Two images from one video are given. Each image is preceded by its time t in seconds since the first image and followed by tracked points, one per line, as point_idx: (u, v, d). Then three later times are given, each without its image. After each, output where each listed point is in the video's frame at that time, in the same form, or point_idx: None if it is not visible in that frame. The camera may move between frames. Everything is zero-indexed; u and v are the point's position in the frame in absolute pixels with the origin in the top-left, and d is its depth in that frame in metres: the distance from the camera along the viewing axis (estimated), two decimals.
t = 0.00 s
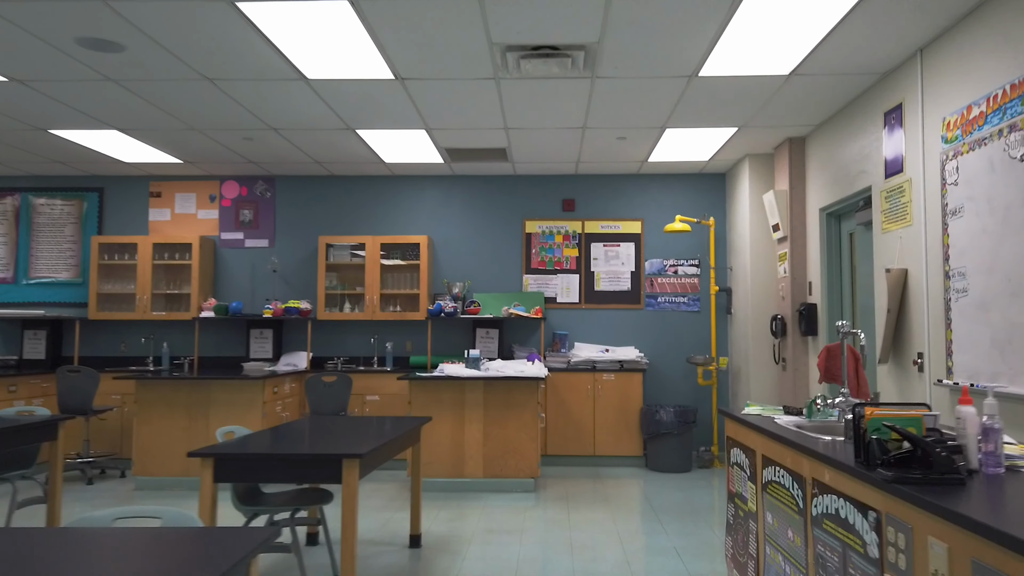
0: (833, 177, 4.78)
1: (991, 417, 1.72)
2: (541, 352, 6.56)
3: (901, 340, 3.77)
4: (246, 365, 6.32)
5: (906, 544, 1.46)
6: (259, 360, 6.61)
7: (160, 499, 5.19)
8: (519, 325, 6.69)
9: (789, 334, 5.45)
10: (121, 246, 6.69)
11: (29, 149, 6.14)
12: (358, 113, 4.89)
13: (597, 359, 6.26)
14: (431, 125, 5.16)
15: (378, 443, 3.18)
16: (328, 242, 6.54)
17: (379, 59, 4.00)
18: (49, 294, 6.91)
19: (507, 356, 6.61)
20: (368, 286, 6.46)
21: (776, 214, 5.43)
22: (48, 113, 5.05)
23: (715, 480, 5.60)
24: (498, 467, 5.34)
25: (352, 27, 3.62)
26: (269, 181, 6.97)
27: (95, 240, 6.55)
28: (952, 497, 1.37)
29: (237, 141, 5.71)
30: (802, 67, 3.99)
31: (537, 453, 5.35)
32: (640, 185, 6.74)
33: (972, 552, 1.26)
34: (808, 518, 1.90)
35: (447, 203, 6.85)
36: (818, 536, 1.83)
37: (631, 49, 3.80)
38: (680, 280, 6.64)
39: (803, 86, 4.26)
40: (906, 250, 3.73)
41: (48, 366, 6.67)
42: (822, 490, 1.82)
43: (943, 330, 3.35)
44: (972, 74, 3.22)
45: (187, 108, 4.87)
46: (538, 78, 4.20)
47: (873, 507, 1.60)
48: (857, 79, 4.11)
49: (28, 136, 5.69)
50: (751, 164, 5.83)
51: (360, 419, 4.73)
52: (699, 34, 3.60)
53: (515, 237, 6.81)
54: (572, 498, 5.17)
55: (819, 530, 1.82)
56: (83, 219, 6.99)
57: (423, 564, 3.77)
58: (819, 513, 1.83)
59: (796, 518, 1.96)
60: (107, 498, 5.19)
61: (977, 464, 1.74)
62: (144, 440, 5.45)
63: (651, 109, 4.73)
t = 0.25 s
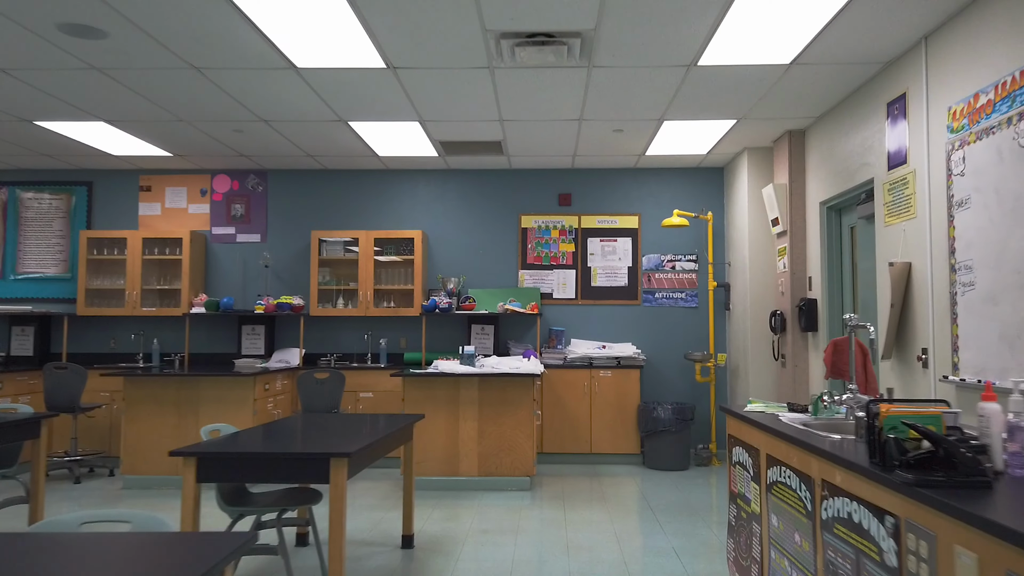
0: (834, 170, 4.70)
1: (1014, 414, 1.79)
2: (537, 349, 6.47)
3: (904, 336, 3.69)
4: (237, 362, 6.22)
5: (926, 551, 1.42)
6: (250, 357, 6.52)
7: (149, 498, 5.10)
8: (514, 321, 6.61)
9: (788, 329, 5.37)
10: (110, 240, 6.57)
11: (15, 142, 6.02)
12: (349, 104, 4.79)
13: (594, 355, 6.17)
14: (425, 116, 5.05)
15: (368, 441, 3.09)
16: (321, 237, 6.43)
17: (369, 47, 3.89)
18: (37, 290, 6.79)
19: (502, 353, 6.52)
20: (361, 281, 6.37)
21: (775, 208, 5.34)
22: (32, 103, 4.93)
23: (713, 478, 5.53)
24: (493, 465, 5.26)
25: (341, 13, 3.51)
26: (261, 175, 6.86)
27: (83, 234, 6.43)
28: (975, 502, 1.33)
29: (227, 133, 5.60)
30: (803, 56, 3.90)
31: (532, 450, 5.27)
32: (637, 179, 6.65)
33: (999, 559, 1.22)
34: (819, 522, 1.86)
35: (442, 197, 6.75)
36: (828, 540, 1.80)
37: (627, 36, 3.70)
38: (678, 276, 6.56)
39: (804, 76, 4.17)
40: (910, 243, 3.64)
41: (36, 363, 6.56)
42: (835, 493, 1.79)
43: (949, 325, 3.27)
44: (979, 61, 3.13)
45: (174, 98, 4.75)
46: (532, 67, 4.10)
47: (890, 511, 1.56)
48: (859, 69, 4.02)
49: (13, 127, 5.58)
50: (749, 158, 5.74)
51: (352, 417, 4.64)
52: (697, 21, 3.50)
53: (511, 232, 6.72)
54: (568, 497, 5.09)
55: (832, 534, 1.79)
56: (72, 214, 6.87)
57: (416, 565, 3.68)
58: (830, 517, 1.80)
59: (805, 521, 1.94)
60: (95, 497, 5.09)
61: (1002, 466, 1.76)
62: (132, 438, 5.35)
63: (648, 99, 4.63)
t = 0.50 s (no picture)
0: (836, 165, 4.61)
1: None
2: (534, 347, 6.38)
3: (909, 335, 3.61)
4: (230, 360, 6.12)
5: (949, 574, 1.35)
6: (244, 355, 6.42)
7: (139, 500, 5.00)
8: (511, 319, 6.52)
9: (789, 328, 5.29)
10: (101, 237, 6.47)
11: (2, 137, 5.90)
12: (342, 97, 4.69)
13: (592, 354, 6.08)
14: (420, 111, 4.96)
15: (359, 444, 2.99)
16: (315, 233, 6.33)
17: (362, 40, 3.80)
18: (27, 288, 6.68)
19: (499, 351, 6.43)
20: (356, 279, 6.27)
21: (776, 204, 5.25)
22: (18, 97, 4.82)
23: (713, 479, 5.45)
24: (489, 466, 5.18)
25: (332, 4, 3.41)
26: (254, 171, 6.76)
27: (73, 231, 6.33)
28: (1004, 523, 1.25)
29: (219, 128, 5.50)
30: (806, 48, 3.80)
31: (530, 450, 5.19)
32: (636, 175, 6.56)
33: None
34: (830, 537, 1.80)
35: (438, 193, 6.65)
36: (841, 558, 1.74)
37: (627, 28, 3.60)
38: (677, 273, 6.46)
39: (807, 69, 4.08)
40: (916, 239, 3.56)
41: (25, 362, 6.45)
42: (849, 509, 1.72)
43: (956, 324, 3.19)
44: (988, 52, 3.04)
45: (163, 92, 4.65)
46: (529, 59, 4.00)
47: (909, 530, 1.48)
48: (864, 61, 3.92)
49: None
50: (750, 153, 5.65)
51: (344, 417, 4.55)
52: (699, 12, 3.40)
53: (508, 229, 6.62)
54: (565, 498, 5.01)
55: (845, 552, 1.72)
56: (62, 210, 6.76)
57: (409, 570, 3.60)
58: (843, 534, 1.74)
59: (815, 535, 1.88)
60: (84, 499, 5.00)
61: None
62: (122, 439, 5.25)
63: (648, 93, 4.53)
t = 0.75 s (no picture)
0: (841, 160, 4.48)
1: None
2: (530, 346, 6.25)
3: (919, 336, 3.49)
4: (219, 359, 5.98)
5: None
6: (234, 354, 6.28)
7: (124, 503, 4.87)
8: (507, 318, 6.39)
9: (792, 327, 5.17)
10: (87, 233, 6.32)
11: None
12: (331, 89, 4.54)
13: (589, 353, 5.96)
14: (412, 103, 4.81)
15: (347, 450, 2.86)
16: (306, 229, 6.18)
17: (350, 28, 3.65)
18: (12, 285, 6.52)
19: (495, 350, 6.31)
20: (348, 276, 6.13)
21: (778, 200, 5.12)
22: None
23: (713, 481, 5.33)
24: (484, 468, 5.04)
25: None
26: (244, 165, 6.61)
27: (58, 227, 6.17)
28: None
29: (205, 121, 5.35)
30: (812, 38, 3.67)
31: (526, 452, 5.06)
32: (634, 170, 6.42)
33: None
34: (853, 560, 1.73)
35: (432, 189, 6.51)
36: None
37: (625, 15, 3.45)
38: (676, 270, 6.34)
39: (812, 60, 3.94)
40: (926, 236, 3.43)
41: (10, 361, 6.30)
42: (873, 532, 1.64)
43: (969, 325, 3.07)
44: (1004, 40, 2.90)
45: (145, 83, 4.50)
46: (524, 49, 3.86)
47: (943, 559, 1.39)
48: (871, 51, 3.79)
49: None
50: (752, 148, 5.52)
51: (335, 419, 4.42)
52: None
53: (504, 225, 6.49)
54: (562, 502, 4.88)
55: None
56: (48, 206, 6.60)
57: None
58: (868, 558, 1.67)
59: (835, 557, 1.82)
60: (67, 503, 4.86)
61: None
62: (106, 440, 5.10)
63: (647, 84, 4.39)
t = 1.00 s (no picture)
0: (846, 153, 4.38)
1: None
2: (529, 344, 6.15)
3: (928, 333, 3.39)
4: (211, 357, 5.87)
5: None
6: (226, 352, 6.17)
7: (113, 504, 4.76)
8: (505, 315, 6.29)
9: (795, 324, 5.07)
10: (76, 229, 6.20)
11: None
12: (324, 80, 4.43)
13: (589, 350, 5.85)
14: (407, 94, 4.69)
15: (338, 452, 2.76)
16: (300, 225, 6.07)
17: (342, 16, 3.54)
18: None
19: (492, 348, 6.20)
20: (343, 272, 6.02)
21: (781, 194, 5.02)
22: None
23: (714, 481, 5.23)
24: (481, 468, 4.95)
25: None
26: (237, 159, 6.49)
27: (47, 222, 6.05)
28: None
29: (196, 113, 5.23)
30: (819, 27, 3.56)
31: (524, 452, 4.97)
32: (634, 164, 6.32)
33: None
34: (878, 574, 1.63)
35: (429, 183, 6.40)
36: None
37: (625, 3, 3.35)
38: (677, 267, 6.23)
39: (818, 49, 3.83)
40: (936, 230, 3.33)
41: None
42: (901, 546, 1.54)
43: (981, 322, 2.97)
44: (1020, 26, 2.79)
45: (133, 73, 4.38)
46: (522, 38, 3.75)
47: None
48: (879, 40, 3.68)
49: None
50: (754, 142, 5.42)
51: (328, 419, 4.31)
52: None
53: (501, 221, 6.37)
54: (561, 502, 4.78)
55: None
56: (36, 200, 6.47)
57: None
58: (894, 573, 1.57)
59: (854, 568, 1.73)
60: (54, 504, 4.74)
61: None
62: (95, 440, 4.98)
63: (648, 75, 4.28)
